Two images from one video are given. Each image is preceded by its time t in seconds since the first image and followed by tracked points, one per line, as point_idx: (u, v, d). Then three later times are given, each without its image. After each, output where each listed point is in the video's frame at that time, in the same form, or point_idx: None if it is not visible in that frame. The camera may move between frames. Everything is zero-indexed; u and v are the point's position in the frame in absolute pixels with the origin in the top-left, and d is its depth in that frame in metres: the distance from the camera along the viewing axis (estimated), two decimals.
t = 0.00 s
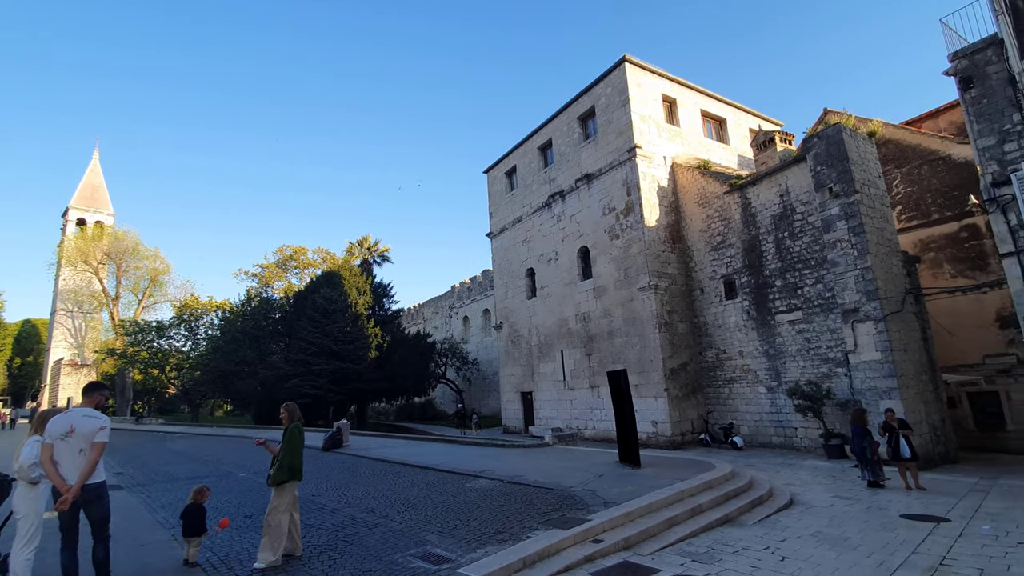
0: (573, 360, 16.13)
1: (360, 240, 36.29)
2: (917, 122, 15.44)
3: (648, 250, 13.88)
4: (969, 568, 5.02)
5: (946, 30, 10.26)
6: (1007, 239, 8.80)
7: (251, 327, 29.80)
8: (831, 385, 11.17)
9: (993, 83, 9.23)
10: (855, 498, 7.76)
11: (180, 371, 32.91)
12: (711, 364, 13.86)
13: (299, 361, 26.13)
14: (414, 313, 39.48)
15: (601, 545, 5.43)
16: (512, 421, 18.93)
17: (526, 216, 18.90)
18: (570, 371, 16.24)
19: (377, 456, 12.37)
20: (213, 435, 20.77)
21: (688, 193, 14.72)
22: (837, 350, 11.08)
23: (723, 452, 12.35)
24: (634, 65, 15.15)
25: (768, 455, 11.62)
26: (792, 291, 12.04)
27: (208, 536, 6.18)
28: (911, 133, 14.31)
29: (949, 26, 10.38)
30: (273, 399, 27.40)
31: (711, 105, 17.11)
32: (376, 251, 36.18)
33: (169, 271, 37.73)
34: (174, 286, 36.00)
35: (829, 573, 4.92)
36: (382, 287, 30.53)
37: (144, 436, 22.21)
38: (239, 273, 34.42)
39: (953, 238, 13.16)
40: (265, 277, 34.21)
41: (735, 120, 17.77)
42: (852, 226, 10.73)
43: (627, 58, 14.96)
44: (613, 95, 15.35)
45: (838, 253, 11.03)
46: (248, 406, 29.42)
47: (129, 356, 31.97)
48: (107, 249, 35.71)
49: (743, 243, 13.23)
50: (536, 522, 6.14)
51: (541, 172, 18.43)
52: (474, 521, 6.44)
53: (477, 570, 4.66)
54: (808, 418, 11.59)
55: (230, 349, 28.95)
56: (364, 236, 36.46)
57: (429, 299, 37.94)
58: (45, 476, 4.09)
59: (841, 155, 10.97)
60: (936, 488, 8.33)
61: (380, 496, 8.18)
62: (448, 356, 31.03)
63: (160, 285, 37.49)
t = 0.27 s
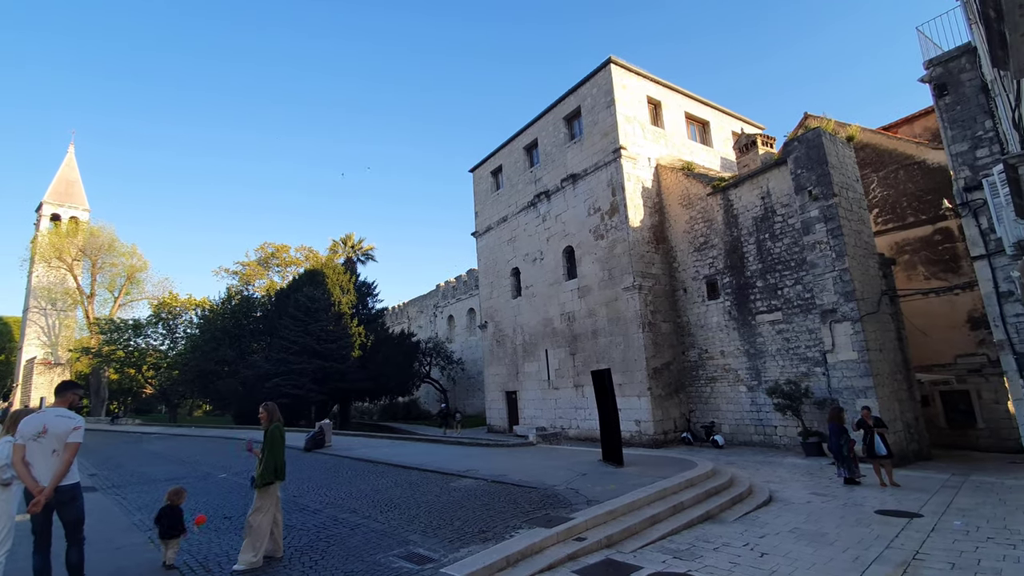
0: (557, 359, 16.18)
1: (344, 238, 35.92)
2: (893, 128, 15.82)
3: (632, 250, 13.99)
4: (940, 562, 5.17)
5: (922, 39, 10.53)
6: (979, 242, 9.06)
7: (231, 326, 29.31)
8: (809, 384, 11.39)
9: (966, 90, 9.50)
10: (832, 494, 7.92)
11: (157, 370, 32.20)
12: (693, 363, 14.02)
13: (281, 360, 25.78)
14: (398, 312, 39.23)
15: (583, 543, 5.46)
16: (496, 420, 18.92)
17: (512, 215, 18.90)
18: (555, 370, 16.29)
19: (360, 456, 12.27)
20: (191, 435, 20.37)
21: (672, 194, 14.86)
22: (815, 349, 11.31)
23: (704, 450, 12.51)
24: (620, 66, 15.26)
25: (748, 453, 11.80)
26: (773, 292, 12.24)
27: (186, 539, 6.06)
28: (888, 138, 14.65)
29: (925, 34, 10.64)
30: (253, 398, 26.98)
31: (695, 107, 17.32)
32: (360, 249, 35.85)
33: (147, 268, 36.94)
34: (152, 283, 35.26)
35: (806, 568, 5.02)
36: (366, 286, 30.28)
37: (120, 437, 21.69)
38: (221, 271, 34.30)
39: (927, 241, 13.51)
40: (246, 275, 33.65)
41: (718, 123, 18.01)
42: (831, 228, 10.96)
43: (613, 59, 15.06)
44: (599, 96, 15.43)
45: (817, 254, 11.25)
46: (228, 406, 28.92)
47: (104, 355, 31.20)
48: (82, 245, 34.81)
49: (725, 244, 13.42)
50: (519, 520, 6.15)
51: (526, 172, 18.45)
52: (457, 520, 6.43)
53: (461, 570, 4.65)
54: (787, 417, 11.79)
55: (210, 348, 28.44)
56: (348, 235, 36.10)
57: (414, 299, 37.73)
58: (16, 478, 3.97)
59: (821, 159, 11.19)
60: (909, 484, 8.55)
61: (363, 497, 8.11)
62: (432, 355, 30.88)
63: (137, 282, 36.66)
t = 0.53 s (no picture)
0: (543, 359, 16.22)
1: (329, 236, 35.57)
2: (873, 133, 16.15)
3: (618, 250, 14.08)
4: (914, 558, 5.30)
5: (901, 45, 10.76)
6: (954, 245, 9.29)
7: (213, 324, 28.84)
8: (790, 383, 11.58)
9: (943, 97, 9.73)
10: (811, 492, 8.07)
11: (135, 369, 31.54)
12: (677, 363, 14.16)
13: (263, 359, 25.45)
14: (384, 311, 38.97)
15: (567, 542, 5.48)
16: (482, 420, 18.91)
17: (499, 214, 18.89)
18: (540, 370, 16.33)
19: (343, 456, 12.16)
20: (170, 435, 19.98)
21: (658, 195, 14.99)
22: (796, 349, 11.50)
23: (687, 449, 12.65)
24: (607, 67, 15.35)
25: (730, 452, 11.96)
26: (755, 293, 12.41)
27: (164, 540, 5.94)
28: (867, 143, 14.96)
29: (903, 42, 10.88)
30: (235, 398, 26.59)
31: (681, 110, 17.49)
32: (345, 247, 35.53)
33: (125, 265, 36.23)
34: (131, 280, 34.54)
35: (786, 564, 5.11)
36: (351, 284, 30.04)
37: (96, 437, 21.21)
38: (201, 268, 33.34)
39: (904, 244, 13.82)
40: (228, 272, 33.13)
41: (703, 125, 18.21)
42: (812, 231, 11.15)
43: (600, 60, 15.13)
44: (586, 97, 15.50)
45: (799, 256, 11.43)
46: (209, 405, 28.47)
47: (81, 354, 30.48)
48: (59, 241, 33.93)
49: (709, 245, 13.57)
50: (504, 519, 6.16)
51: (513, 171, 18.45)
52: (442, 519, 6.41)
53: (445, 569, 4.64)
54: (769, 416, 11.97)
55: (190, 347, 27.95)
56: (333, 232, 35.76)
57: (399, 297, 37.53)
58: None
59: (803, 162, 11.37)
60: (886, 481, 8.75)
61: (346, 497, 8.04)
62: (418, 354, 30.71)
63: (115, 279, 35.95)
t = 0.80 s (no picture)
0: (529, 357, 16.25)
1: (314, 232, 35.17)
2: (854, 136, 16.46)
3: (604, 250, 14.15)
4: (890, 552, 5.42)
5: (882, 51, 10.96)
6: (930, 247, 9.51)
7: (194, 321, 28.34)
8: (771, 382, 11.77)
9: (922, 102, 9.94)
10: (791, 488, 8.21)
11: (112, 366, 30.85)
12: (661, 361, 14.29)
13: (246, 357, 25.10)
14: (369, 309, 38.68)
15: (551, 539, 5.50)
16: (467, 418, 18.88)
17: (485, 213, 18.85)
18: (526, 368, 16.36)
19: (327, 455, 12.05)
20: (149, 434, 19.61)
21: (644, 195, 15.09)
22: (777, 349, 11.68)
23: (671, 447, 12.77)
24: (594, 67, 15.41)
25: (713, 449, 12.11)
26: (738, 293, 12.57)
27: (142, 540, 5.83)
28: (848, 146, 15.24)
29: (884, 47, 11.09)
30: (216, 396, 26.21)
31: (667, 111, 17.64)
32: (330, 244, 35.17)
33: (103, 261, 35.50)
34: (109, 276, 33.75)
35: (766, 560, 5.19)
36: (336, 282, 29.78)
37: (73, 435, 20.72)
38: (181, 264, 32.71)
39: (883, 246, 14.11)
40: (210, 269, 32.57)
41: (689, 126, 18.38)
42: (794, 232, 11.32)
43: (587, 60, 15.19)
44: (573, 96, 15.54)
45: (781, 257, 11.61)
46: (189, 404, 28.05)
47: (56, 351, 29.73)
48: (34, 235, 32.80)
49: (694, 246, 13.71)
50: (488, 517, 6.16)
51: (501, 169, 18.44)
52: (426, 518, 6.38)
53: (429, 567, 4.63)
54: (750, 414, 12.14)
55: (170, 344, 27.43)
56: (318, 229, 35.36)
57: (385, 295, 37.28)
58: None
59: (786, 164, 11.54)
60: (863, 478, 8.94)
61: (329, 495, 7.97)
62: (404, 353, 30.46)
63: (92, 275, 35.29)
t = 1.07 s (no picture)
0: (515, 355, 16.26)
1: (298, 228, 34.73)
2: (836, 139, 16.73)
3: (590, 248, 14.20)
4: (866, 547, 5.54)
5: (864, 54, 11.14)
6: (908, 248, 9.71)
7: (174, 317, 27.82)
8: (753, 380, 11.94)
9: (902, 106, 10.13)
10: (771, 484, 8.34)
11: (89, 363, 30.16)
12: (646, 359, 14.40)
13: (228, 353, 24.73)
14: (354, 306, 38.36)
15: (535, 536, 5.51)
16: (453, 415, 18.84)
17: (472, 210, 18.80)
18: (512, 366, 16.37)
19: (311, 452, 11.94)
20: (128, 432, 19.23)
21: (630, 194, 15.17)
22: (759, 347, 11.85)
23: (655, 444, 12.89)
24: (582, 66, 15.43)
25: (696, 446, 12.26)
26: (722, 292, 12.72)
27: (119, 539, 5.72)
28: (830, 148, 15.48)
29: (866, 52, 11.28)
30: (197, 393, 25.77)
31: (654, 110, 17.75)
32: (315, 240, 34.77)
33: (81, 254, 34.55)
34: (87, 270, 32.94)
35: (746, 554, 5.27)
36: (320, 278, 29.46)
37: (48, 433, 20.24)
38: (161, 258, 31.24)
39: (863, 247, 14.38)
40: (192, 264, 31.99)
41: (675, 127, 18.52)
42: (777, 232, 11.48)
43: (575, 59, 15.20)
44: (561, 95, 15.56)
45: (764, 256, 11.76)
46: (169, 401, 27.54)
47: (31, 347, 28.99)
48: (9, 228, 31.96)
49: (679, 244, 13.83)
50: (472, 514, 6.15)
51: (488, 167, 18.39)
52: (410, 515, 6.36)
53: (412, 565, 4.61)
54: (733, 411, 12.30)
55: (150, 341, 26.89)
56: (303, 225, 34.94)
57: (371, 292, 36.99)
58: None
59: (769, 165, 11.69)
60: (841, 474, 9.12)
61: (312, 493, 7.89)
62: (389, 350, 30.33)
63: (69, 269, 34.35)
